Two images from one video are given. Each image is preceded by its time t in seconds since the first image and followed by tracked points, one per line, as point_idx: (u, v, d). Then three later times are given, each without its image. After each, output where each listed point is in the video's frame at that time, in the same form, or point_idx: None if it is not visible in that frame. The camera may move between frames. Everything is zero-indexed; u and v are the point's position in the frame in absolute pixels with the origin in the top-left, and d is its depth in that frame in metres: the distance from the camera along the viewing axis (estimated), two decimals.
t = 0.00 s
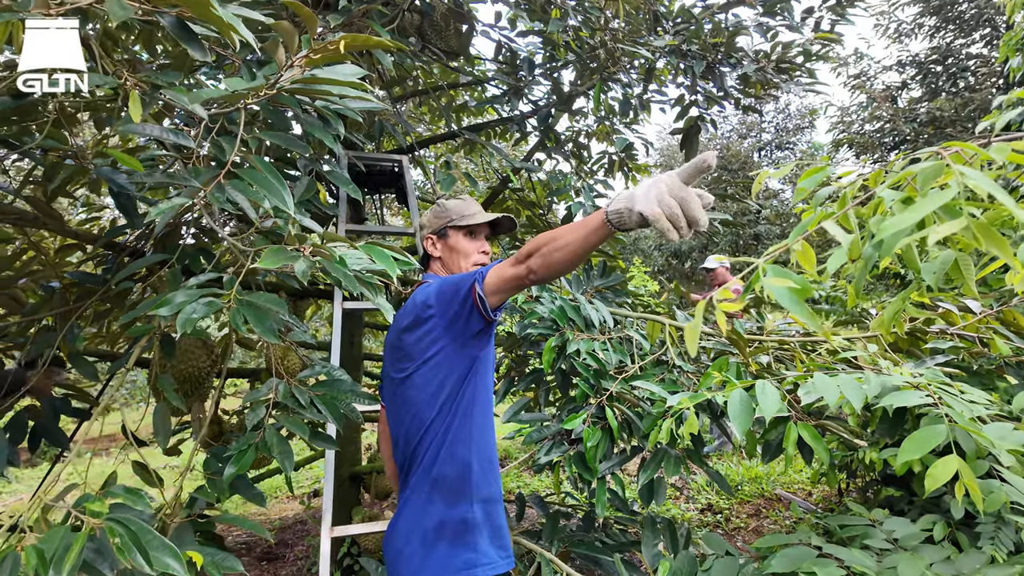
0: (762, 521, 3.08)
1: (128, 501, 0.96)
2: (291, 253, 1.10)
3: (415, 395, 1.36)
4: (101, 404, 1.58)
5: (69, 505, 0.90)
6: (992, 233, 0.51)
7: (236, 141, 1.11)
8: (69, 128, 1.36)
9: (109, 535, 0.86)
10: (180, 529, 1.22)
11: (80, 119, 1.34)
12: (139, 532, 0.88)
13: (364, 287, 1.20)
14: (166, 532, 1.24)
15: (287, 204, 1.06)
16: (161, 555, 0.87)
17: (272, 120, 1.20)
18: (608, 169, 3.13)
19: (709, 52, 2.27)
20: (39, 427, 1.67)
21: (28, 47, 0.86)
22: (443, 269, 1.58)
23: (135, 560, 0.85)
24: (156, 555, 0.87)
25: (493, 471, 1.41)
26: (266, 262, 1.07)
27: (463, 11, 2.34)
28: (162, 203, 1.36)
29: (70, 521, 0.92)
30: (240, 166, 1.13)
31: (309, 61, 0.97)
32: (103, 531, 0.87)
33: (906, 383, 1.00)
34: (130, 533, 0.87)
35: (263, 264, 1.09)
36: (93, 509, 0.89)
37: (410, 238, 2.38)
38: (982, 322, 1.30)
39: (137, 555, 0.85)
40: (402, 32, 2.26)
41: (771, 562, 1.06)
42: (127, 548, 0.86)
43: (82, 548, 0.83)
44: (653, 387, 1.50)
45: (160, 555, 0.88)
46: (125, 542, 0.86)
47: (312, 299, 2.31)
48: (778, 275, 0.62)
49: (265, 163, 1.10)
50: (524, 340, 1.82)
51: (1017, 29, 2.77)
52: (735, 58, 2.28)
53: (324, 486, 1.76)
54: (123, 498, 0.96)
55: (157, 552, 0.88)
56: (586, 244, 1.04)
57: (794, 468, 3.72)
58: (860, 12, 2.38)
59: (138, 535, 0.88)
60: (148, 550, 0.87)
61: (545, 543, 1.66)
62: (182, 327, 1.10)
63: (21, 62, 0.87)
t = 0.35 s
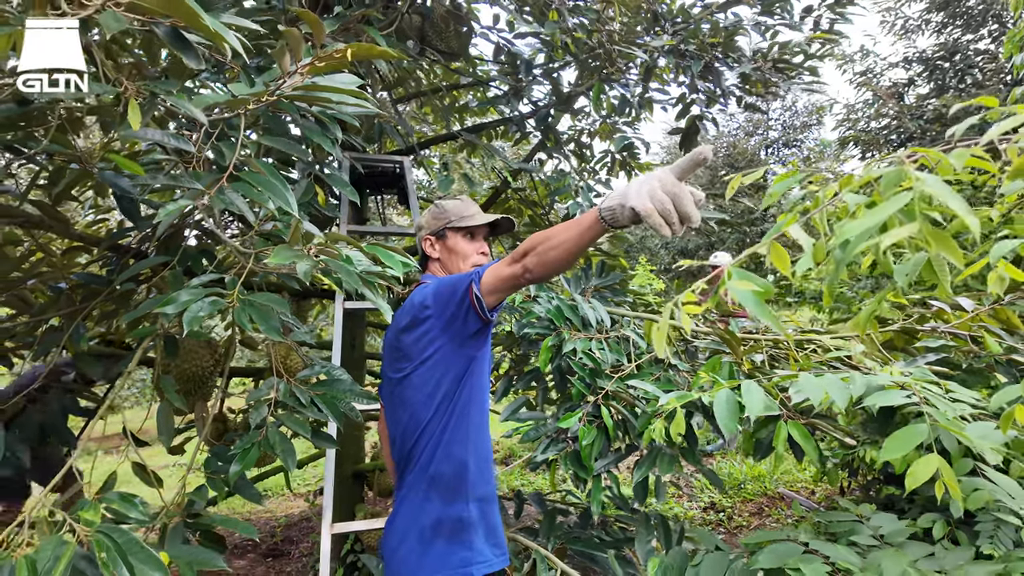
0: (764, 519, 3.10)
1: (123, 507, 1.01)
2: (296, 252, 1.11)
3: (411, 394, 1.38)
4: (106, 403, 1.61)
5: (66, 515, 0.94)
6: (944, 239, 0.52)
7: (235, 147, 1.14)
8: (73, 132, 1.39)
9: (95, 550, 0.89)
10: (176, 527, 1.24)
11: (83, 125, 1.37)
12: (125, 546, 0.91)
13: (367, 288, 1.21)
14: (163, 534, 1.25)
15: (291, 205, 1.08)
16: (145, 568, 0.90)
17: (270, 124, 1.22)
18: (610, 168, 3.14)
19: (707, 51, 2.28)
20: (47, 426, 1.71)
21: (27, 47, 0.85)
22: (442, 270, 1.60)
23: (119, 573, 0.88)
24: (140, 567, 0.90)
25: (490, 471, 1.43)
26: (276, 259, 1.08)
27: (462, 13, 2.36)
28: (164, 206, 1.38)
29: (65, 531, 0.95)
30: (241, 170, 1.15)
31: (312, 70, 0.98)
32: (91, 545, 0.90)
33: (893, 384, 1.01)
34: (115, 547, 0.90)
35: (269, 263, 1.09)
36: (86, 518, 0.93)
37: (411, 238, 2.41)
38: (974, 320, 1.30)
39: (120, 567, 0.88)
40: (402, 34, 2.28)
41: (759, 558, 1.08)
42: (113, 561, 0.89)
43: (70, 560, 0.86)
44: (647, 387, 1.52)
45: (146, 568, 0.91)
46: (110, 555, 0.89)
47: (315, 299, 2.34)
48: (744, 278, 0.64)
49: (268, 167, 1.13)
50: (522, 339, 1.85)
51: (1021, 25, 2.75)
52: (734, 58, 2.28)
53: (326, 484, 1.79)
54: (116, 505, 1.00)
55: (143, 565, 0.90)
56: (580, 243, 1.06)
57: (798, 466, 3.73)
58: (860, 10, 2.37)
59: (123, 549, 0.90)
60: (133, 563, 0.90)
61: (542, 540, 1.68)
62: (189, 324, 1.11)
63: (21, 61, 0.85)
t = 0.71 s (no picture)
0: (767, 519, 3.11)
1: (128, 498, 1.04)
2: (295, 255, 1.14)
3: (419, 404, 1.33)
4: (116, 400, 1.66)
5: (77, 494, 0.98)
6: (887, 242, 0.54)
7: (234, 152, 1.17)
8: (81, 138, 1.43)
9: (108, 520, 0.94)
10: (183, 517, 1.27)
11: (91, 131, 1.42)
12: (137, 518, 0.96)
13: (362, 289, 1.24)
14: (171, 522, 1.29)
15: (286, 210, 1.11)
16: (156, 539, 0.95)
17: (270, 131, 1.26)
18: (613, 168, 3.15)
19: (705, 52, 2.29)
20: (59, 423, 1.76)
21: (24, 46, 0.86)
22: (452, 271, 1.58)
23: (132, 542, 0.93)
24: (152, 539, 0.94)
25: (500, 481, 1.39)
26: (276, 261, 1.11)
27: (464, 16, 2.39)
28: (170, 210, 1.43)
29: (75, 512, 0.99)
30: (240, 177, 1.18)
31: (304, 80, 1.02)
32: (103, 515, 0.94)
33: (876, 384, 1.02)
34: (127, 518, 0.94)
35: (268, 265, 1.12)
36: (97, 495, 0.96)
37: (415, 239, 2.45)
38: (965, 320, 1.31)
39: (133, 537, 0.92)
40: (404, 37, 2.32)
41: (746, 555, 1.10)
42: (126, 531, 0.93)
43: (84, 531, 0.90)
44: (641, 386, 1.54)
45: (156, 538, 0.96)
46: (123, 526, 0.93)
47: (320, 299, 2.38)
48: (705, 279, 0.66)
49: (266, 173, 1.16)
50: (521, 338, 1.87)
51: None
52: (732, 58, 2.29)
53: (329, 480, 1.83)
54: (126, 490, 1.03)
55: (154, 537, 0.95)
56: (607, 232, 0.99)
57: (803, 466, 3.73)
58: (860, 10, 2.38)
59: (135, 520, 0.95)
60: (145, 534, 0.94)
61: (539, 536, 1.71)
62: (190, 324, 1.15)
63: (21, 61, 0.86)
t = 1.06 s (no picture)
0: (774, 519, 3.13)
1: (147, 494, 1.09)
2: (293, 266, 1.19)
3: (435, 408, 1.35)
4: (133, 399, 1.71)
5: (102, 488, 1.03)
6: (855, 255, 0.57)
7: (244, 162, 1.22)
8: (100, 147, 1.48)
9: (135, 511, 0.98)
10: (202, 511, 1.32)
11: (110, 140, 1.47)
12: (163, 510, 1.00)
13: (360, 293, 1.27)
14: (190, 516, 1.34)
15: (289, 221, 1.17)
16: (181, 529, 1.00)
17: (280, 139, 1.30)
18: (621, 170, 3.18)
19: (708, 57, 2.30)
20: (78, 421, 1.82)
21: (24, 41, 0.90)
22: (466, 270, 1.61)
23: (159, 533, 0.98)
24: (177, 529, 0.99)
25: (511, 486, 1.42)
26: (271, 273, 1.16)
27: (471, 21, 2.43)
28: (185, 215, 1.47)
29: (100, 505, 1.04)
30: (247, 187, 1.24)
31: (308, 95, 1.07)
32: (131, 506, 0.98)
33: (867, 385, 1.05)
34: (153, 510, 0.99)
35: (267, 276, 1.17)
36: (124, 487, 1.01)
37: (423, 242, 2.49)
38: (962, 323, 1.33)
39: (161, 529, 0.97)
40: (412, 44, 2.36)
41: (743, 553, 1.12)
42: (153, 522, 0.98)
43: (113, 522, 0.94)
44: (642, 387, 1.57)
45: (181, 529, 1.01)
46: (151, 518, 0.98)
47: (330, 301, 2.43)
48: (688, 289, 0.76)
49: (271, 186, 1.22)
50: (526, 340, 1.91)
51: None
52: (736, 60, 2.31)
53: (338, 479, 1.87)
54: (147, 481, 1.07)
55: (179, 527, 1.00)
56: (636, 237, 0.95)
57: (812, 467, 3.74)
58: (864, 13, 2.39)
59: (160, 511, 0.99)
60: (171, 525, 0.99)
61: (544, 534, 1.74)
62: (197, 330, 1.20)
63: (22, 59, 0.90)
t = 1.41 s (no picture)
0: (782, 520, 3.13)
1: (159, 493, 1.12)
2: (301, 269, 1.21)
3: (436, 407, 1.38)
4: (147, 400, 1.76)
5: (113, 491, 1.06)
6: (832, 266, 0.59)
7: (252, 170, 1.25)
8: (116, 155, 1.53)
9: (143, 518, 1.02)
10: (211, 512, 1.35)
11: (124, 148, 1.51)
12: (169, 517, 1.04)
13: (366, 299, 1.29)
14: (200, 517, 1.37)
15: (297, 228, 1.20)
16: (185, 537, 1.03)
17: (287, 148, 1.34)
18: (628, 172, 3.20)
19: (713, 61, 2.30)
20: (95, 421, 1.87)
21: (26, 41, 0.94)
22: (464, 282, 1.64)
23: (165, 540, 1.01)
24: (182, 536, 1.03)
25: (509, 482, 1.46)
26: (280, 276, 1.19)
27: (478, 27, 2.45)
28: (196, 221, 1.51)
29: (111, 507, 1.08)
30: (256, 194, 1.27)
31: (314, 105, 1.10)
32: (138, 513, 1.02)
33: (862, 390, 1.06)
34: (160, 517, 1.02)
35: (276, 280, 1.20)
36: (132, 494, 1.04)
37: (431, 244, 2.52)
38: (964, 327, 1.33)
39: (165, 536, 1.01)
40: (420, 49, 2.38)
41: (740, 554, 1.14)
42: (159, 529, 1.01)
43: (121, 528, 0.98)
44: (644, 389, 1.59)
45: (186, 535, 1.04)
46: (157, 525, 1.01)
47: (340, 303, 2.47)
48: (667, 297, 0.82)
49: (280, 193, 1.25)
50: (531, 342, 1.93)
51: None
52: (741, 63, 2.31)
53: (347, 477, 1.91)
54: (158, 486, 1.11)
55: (184, 534, 1.04)
56: (607, 254, 1.00)
57: (822, 468, 3.74)
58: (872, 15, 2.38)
59: (166, 519, 1.03)
60: (176, 532, 1.03)
61: (548, 534, 1.77)
62: (209, 332, 1.23)
63: (21, 58, 0.93)
